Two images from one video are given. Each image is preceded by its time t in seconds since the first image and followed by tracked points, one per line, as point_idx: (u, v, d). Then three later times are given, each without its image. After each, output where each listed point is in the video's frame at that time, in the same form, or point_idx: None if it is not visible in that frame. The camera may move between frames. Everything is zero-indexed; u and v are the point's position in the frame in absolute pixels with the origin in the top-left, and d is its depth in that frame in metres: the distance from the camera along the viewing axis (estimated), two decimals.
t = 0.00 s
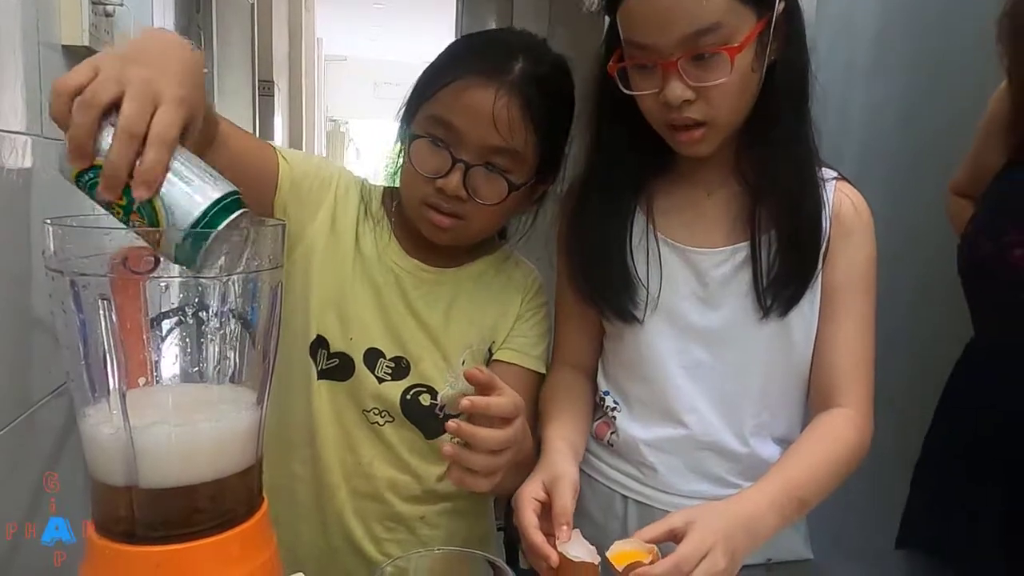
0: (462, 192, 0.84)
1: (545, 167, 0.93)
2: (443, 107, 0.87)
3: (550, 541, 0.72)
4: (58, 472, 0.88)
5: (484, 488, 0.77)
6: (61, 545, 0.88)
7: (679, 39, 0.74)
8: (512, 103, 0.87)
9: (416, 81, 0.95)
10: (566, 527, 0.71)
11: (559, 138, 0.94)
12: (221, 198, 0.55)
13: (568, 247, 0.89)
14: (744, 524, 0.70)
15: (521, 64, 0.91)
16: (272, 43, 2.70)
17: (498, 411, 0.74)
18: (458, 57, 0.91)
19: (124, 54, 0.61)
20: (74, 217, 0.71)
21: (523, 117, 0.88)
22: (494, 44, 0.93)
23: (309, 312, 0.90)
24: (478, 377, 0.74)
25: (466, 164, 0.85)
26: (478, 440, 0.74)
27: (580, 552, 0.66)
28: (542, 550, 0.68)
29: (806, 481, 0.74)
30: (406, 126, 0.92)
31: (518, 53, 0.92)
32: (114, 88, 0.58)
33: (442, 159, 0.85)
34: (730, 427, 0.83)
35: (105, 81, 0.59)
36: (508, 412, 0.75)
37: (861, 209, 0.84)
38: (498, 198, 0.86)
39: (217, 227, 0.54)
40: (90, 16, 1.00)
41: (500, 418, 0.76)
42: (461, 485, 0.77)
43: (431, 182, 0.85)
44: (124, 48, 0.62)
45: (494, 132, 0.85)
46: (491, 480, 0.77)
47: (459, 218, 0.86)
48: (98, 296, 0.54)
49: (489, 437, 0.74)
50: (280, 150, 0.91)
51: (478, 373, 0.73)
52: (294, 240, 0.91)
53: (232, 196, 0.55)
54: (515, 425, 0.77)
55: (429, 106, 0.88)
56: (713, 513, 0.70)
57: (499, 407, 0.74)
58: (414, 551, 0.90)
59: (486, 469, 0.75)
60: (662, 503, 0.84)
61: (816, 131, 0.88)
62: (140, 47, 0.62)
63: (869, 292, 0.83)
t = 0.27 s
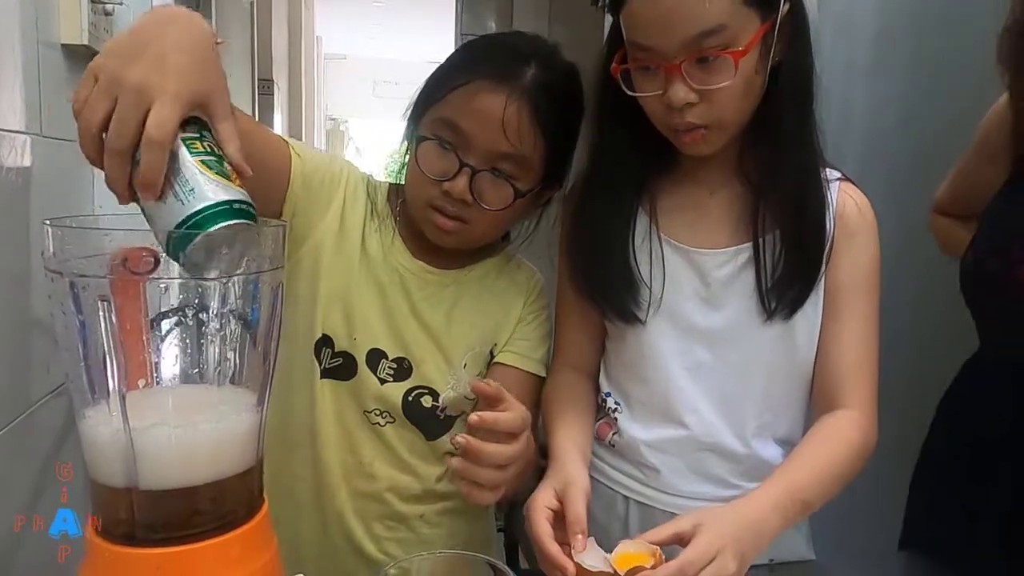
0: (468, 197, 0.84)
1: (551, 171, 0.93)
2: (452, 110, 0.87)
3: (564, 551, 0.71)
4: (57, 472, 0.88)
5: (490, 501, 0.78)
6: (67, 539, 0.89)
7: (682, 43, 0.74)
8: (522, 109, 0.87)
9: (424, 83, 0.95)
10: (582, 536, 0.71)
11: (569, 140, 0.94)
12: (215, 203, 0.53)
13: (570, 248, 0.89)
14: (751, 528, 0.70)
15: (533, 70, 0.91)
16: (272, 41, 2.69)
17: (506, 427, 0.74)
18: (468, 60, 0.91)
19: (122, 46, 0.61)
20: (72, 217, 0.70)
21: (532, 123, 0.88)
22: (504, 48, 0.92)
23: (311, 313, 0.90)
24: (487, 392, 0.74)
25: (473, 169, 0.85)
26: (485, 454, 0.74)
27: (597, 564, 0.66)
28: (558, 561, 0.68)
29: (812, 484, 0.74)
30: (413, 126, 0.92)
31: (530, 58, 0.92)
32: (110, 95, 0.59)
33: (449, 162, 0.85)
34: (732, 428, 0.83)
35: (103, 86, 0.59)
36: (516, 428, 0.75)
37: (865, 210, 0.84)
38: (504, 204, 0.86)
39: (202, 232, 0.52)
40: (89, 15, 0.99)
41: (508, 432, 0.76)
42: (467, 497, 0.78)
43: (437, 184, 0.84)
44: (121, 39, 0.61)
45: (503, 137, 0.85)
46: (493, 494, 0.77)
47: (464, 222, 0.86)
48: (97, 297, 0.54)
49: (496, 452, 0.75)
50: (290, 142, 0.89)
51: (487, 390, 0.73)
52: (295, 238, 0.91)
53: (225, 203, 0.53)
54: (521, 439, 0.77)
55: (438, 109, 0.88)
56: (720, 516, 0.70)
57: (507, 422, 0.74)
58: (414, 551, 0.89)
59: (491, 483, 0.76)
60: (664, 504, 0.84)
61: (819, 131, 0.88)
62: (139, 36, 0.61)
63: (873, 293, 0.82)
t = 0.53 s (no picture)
0: (475, 204, 0.84)
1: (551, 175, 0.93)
2: (460, 118, 0.87)
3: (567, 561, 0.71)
4: (57, 474, 0.88)
5: (497, 505, 0.79)
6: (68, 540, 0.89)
7: (683, 51, 0.74)
8: (527, 115, 0.87)
9: (425, 87, 0.95)
10: (585, 548, 0.70)
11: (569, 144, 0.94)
12: (232, 215, 0.55)
13: (569, 253, 0.89)
14: (758, 534, 0.70)
15: (536, 76, 0.91)
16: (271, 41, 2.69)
17: (516, 433, 0.75)
18: (472, 66, 0.91)
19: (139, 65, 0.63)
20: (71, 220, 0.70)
21: (537, 129, 0.88)
22: (507, 54, 0.92)
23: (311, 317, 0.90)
24: (496, 400, 0.74)
25: (480, 176, 0.85)
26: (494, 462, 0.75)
27: None
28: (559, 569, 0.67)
29: (814, 490, 0.74)
30: (416, 132, 0.91)
31: (534, 64, 0.92)
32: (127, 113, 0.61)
33: (456, 169, 0.85)
34: (732, 433, 0.83)
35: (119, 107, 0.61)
36: (524, 435, 0.75)
37: (865, 215, 0.84)
38: (511, 210, 0.87)
39: (220, 241, 0.54)
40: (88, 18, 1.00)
41: (517, 439, 0.76)
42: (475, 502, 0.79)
43: (444, 192, 0.85)
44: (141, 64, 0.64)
45: (509, 144, 0.85)
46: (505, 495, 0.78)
47: (470, 228, 0.86)
48: (97, 303, 0.55)
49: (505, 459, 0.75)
50: (286, 150, 0.90)
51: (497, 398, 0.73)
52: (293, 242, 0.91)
53: (241, 216, 0.55)
54: (529, 445, 0.77)
55: (444, 116, 0.88)
56: (727, 523, 0.70)
57: (517, 429, 0.75)
58: (414, 554, 0.90)
59: (500, 489, 0.77)
60: (665, 508, 0.84)
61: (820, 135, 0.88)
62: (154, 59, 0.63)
63: (873, 298, 0.83)
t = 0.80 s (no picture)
0: (514, 207, 0.85)
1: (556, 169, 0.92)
2: (494, 123, 0.86)
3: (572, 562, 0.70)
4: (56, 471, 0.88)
5: (462, 525, 0.79)
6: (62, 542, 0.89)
7: (686, 48, 0.74)
8: (555, 113, 0.87)
9: (426, 82, 0.94)
10: (590, 549, 0.70)
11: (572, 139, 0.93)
12: (209, 183, 0.55)
13: (571, 250, 0.89)
14: (761, 532, 0.70)
15: (550, 70, 0.90)
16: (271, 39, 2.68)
17: (471, 459, 0.74)
18: (484, 63, 0.90)
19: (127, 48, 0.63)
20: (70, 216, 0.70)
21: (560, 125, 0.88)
22: (513, 47, 0.91)
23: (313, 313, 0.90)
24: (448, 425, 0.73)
25: (519, 178, 0.85)
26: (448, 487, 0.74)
27: None
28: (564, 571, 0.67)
29: (818, 487, 0.74)
30: (430, 131, 0.89)
31: (545, 57, 0.91)
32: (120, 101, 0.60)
33: (497, 174, 0.84)
34: (734, 430, 0.83)
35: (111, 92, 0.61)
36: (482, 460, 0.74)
37: (868, 211, 0.84)
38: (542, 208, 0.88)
39: (196, 211, 0.55)
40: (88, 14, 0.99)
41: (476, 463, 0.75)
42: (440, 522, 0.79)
43: (481, 198, 0.84)
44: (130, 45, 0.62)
45: (542, 144, 0.86)
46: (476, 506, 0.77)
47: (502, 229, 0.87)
48: (97, 298, 0.54)
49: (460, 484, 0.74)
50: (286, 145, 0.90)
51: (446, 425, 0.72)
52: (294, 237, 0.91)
53: (217, 184, 0.55)
54: (489, 469, 0.76)
55: (475, 121, 0.86)
56: (730, 521, 0.70)
57: (472, 455, 0.74)
58: (415, 550, 0.90)
59: (459, 512, 0.77)
60: (667, 505, 0.84)
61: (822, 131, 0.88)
62: (144, 41, 0.62)
63: (876, 294, 0.82)
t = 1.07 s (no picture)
0: (508, 197, 0.84)
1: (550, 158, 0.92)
2: (484, 113, 0.85)
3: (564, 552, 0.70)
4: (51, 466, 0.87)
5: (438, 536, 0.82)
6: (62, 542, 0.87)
7: (684, 41, 0.73)
8: (547, 100, 0.87)
9: (416, 74, 0.93)
10: (583, 538, 0.69)
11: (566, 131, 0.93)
12: (189, 137, 0.52)
13: (567, 241, 0.89)
14: (755, 525, 0.70)
15: (540, 56, 0.90)
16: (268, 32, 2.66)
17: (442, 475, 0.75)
18: (475, 52, 0.89)
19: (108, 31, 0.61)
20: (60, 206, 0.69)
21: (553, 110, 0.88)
22: (505, 35, 0.91)
23: (309, 306, 0.90)
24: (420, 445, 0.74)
25: (513, 167, 0.84)
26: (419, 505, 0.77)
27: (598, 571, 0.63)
28: (558, 560, 0.66)
29: (812, 479, 0.74)
30: (421, 123, 0.89)
31: (535, 44, 0.90)
32: (98, 94, 0.59)
33: (490, 164, 0.84)
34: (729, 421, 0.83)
35: (90, 77, 0.59)
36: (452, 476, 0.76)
37: (865, 202, 0.83)
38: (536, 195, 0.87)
39: (168, 162, 0.51)
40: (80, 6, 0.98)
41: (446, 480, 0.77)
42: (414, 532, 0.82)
43: (475, 190, 0.84)
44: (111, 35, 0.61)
45: (535, 132, 0.85)
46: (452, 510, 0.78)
47: (498, 219, 0.87)
48: (81, 286, 0.55)
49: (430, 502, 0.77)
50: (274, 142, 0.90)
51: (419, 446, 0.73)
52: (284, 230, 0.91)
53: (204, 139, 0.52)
54: (460, 483, 0.78)
55: (465, 111, 0.86)
56: (725, 512, 0.70)
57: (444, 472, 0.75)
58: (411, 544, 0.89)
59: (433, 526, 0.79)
60: (663, 498, 0.84)
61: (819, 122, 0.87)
62: (124, 30, 0.61)
63: (873, 286, 0.82)
